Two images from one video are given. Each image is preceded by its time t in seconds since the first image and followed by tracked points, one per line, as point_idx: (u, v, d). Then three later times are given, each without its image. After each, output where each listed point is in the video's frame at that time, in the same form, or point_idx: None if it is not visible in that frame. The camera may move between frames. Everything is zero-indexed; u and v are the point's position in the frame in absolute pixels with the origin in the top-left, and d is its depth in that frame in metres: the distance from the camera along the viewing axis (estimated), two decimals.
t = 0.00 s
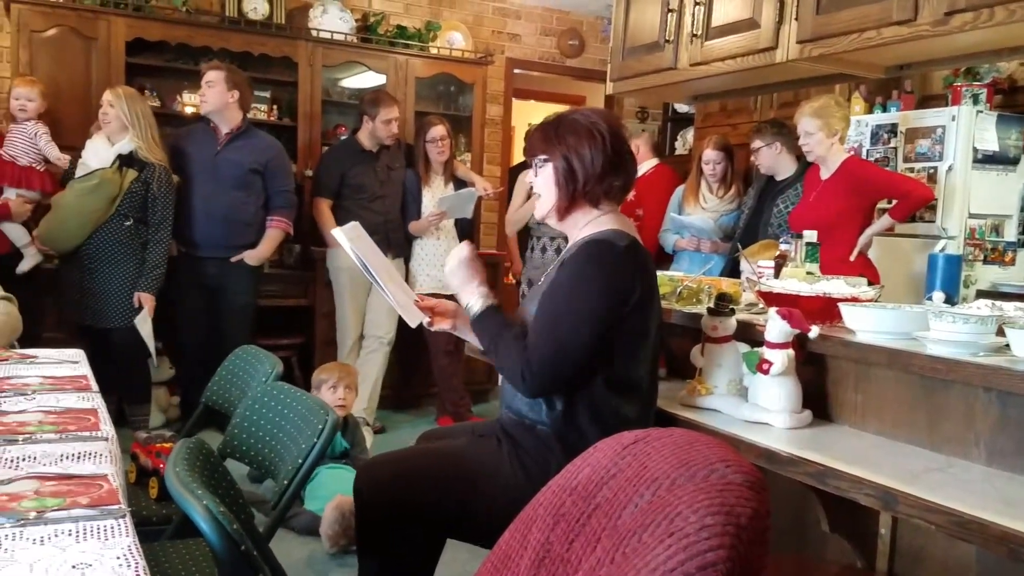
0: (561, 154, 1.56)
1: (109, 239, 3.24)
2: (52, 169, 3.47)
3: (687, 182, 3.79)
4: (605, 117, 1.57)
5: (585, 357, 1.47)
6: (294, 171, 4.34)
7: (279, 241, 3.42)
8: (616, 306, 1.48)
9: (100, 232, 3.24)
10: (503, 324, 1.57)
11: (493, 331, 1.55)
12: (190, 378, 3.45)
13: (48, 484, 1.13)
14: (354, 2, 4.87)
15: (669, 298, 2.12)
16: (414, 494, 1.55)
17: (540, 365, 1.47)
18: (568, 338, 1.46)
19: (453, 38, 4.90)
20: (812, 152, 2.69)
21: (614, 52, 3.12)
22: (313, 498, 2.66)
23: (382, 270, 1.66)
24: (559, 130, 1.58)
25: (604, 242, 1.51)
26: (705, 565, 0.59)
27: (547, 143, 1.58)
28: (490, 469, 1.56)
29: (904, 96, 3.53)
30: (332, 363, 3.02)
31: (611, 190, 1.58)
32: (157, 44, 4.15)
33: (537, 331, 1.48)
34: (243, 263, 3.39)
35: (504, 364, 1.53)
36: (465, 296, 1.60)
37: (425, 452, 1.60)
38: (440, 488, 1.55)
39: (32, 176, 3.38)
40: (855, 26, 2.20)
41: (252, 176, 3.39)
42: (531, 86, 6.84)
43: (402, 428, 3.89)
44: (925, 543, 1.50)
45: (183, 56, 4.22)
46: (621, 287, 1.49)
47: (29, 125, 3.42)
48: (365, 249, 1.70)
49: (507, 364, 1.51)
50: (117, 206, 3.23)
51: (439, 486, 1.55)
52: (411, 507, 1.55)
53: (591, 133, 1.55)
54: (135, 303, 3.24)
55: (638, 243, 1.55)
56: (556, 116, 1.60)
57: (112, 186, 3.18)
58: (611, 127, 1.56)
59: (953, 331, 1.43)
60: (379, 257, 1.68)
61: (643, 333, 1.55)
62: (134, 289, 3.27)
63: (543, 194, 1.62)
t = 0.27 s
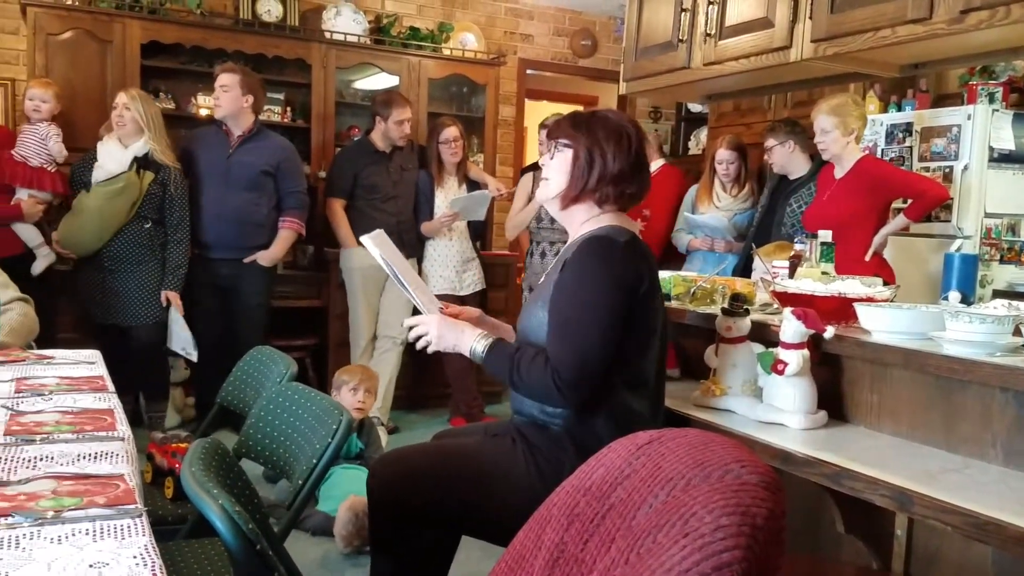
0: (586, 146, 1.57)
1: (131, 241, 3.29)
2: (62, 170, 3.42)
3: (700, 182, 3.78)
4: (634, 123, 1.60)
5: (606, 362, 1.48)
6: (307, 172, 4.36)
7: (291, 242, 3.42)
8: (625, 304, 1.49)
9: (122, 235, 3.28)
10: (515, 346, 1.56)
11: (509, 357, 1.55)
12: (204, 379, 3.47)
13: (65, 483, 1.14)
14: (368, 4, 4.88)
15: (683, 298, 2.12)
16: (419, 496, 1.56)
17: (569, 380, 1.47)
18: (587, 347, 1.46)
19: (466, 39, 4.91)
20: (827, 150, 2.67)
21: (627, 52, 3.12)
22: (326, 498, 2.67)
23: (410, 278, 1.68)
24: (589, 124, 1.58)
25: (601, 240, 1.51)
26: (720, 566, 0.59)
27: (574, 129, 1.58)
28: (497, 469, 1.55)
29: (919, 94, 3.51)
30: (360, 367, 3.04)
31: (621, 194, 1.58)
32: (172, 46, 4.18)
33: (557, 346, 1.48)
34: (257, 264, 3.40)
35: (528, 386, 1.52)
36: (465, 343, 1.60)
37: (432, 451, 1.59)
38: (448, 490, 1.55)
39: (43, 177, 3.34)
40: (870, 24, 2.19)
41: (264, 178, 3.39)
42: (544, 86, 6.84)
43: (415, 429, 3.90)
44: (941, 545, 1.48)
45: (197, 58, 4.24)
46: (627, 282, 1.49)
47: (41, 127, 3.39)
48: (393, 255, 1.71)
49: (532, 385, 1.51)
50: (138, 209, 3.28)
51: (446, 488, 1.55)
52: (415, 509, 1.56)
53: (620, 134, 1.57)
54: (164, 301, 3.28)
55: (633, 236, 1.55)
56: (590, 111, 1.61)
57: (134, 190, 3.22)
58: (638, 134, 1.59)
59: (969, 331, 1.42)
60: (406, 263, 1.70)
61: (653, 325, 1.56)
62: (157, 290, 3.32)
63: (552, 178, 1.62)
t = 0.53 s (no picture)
0: (565, 152, 1.57)
1: (145, 243, 3.29)
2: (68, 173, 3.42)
3: (708, 181, 3.78)
4: (608, 123, 1.60)
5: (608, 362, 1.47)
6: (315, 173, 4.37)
7: (299, 242, 3.43)
8: (620, 302, 1.48)
9: (137, 237, 3.28)
10: (518, 359, 1.56)
11: (512, 370, 1.55)
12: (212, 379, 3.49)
13: (74, 484, 1.15)
14: (374, 4, 4.89)
15: (691, 298, 2.11)
16: (427, 496, 1.56)
17: (574, 385, 1.47)
18: (587, 350, 1.46)
19: (473, 39, 4.91)
20: (836, 149, 2.65)
21: (634, 52, 3.12)
22: (334, 498, 2.68)
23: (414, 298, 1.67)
24: (564, 128, 1.59)
25: (588, 242, 1.51)
26: (728, 567, 0.59)
27: (550, 136, 1.59)
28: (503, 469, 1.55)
29: (928, 94, 3.49)
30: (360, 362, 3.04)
31: (604, 195, 1.59)
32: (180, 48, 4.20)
33: (558, 354, 1.48)
34: (265, 264, 3.41)
35: (534, 395, 1.52)
36: (471, 360, 1.60)
37: (439, 451, 1.60)
38: (456, 491, 1.56)
39: (49, 177, 3.34)
40: (878, 24, 2.18)
41: (270, 179, 3.39)
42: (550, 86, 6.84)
43: (422, 429, 3.90)
44: (950, 547, 1.48)
45: (205, 60, 4.25)
46: (622, 281, 1.49)
47: (49, 128, 3.42)
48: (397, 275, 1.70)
49: (539, 394, 1.51)
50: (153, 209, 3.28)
51: (453, 488, 1.56)
52: (424, 510, 1.56)
53: (595, 135, 1.57)
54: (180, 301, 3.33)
55: (621, 234, 1.55)
56: (562, 116, 1.61)
57: (151, 190, 3.22)
58: (613, 133, 1.59)
59: (978, 331, 1.41)
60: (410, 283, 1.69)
61: (652, 319, 1.56)
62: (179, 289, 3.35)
63: (533, 188, 1.62)
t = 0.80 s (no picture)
0: (542, 160, 1.57)
1: (160, 246, 3.28)
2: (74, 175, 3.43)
3: (714, 182, 3.77)
4: (580, 126, 1.59)
5: (601, 362, 1.47)
6: (321, 174, 4.37)
7: (306, 242, 3.44)
8: (609, 303, 1.48)
9: (152, 241, 3.27)
10: (510, 365, 1.57)
11: (505, 375, 1.56)
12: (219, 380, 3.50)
13: (81, 485, 1.15)
14: (380, 6, 4.90)
15: (697, 299, 2.11)
16: (433, 497, 1.56)
17: (567, 388, 1.47)
18: (577, 353, 1.46)
19: (478, 41, 4.92)
20: (843, 149, 2.65)
21: (640, 53, 3.11)
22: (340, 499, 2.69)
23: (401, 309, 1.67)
24: (537, 136, 1.58)
25: (574, 245, 1.51)
26: (734, 570, 0.58)
27: (523, 149, 1.59)
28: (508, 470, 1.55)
29: (934, 93, 3.48)
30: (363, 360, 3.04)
31: (590, 198, 1.60)
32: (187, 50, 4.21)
33: (550, 358, 1.49)
34: (272, 265, 3.42)
35: (529, 400, 1.53)
36: (463, 366, 1.62)
37: (444, 451, 1.60)
38: (459, 492, 1.56)
39: (57, 179, 3.32)
40: (884, 24, 2.17)
41: (277, 181, 3.41)
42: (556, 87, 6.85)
43: (429, 430, 3.91)
44: (958, 549, 1.47)
45: (211, 62, 4.27)
46: (609, 281, 1.49)
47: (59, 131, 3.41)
48: (381, 289, 1.70)
49: (533, 399, 1.51)
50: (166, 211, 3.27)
51: (457, 489, 1.56)
52: (430, 510, 1.57)
53: (570, 141, 1.57)
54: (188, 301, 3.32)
55: (607, 234, 1.55)
56: (533, 124, 1.61)
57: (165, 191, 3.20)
58: (587, 137, 1.58)
59: (985, 332, 1.41)
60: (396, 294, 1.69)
61: (646, 317, 1.55)
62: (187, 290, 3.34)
63: (517, 204, 1.62)
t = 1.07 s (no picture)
0: (531, 167, 1.57)
1: (178, 250, 3.25)
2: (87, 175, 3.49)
3: (725, 182, 3.76)
4: (570, 128, 1.58)
5: (600, 364, 1.47)
6: (331, 176, 4.39)
7: (318, 242, 3.48)
8: (607, 304, 1.48)
9: (170, 245, 3.24)
10: (510, 367, 1.57)
11: (505, 379, 1.55)
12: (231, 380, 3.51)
13: (94, 485, 1.16)
14: (391, 7, 4.91)
15: (708, 300, 2.10)
16: (445, 497, 1.57)
17: (567, 391, 1.47)
18: (576, 355, 1.46)
19: (489, 42, 4.92)
20: (854, 148, 2.64)
21: (650, 53, 3.11)
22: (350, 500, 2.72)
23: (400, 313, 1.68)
24: (525, 143, 1.59)
25: (570, 248, 1.51)
26: (746, 570, 0.58)
27: (515, 155, 1.59)
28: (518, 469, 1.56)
29: (947, 93, 3.46)
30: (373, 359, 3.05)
31: (583, 200, 1.60)
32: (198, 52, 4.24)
33: (549, 361, 1.48)
34: (284, 265, 3.45)
35: (530, 404, 1.52)
36: (462, 369, 1.60)
37: (455, 451, 1.61)
38: (469, 492, 1.56)
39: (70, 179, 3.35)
40: (896, 24, 2.16)
41: (288, 182, 3.43)
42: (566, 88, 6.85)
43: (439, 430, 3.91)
44: (971, 550, 1.46)
45: (223, 63, 4.29)
46: (607, 284, 1.49)
47: (69, 131, 3.48)
48: (381, 292, 1.71)
49: (534, 402, 1.51)
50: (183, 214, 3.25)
51: (469, 489, 1.56)
52: (442, 510, 1.57)
53: (559, 144, 1.56)
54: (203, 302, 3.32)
55: (604, 236, 1.55)
56: (522, 131, 1.61)
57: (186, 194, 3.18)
58: (576, 138, 1.58)
59: (999, 332, 1.39)
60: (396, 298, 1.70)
61: (645, 319, 1.55)
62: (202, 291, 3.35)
63: (512, 210, 1.63)
